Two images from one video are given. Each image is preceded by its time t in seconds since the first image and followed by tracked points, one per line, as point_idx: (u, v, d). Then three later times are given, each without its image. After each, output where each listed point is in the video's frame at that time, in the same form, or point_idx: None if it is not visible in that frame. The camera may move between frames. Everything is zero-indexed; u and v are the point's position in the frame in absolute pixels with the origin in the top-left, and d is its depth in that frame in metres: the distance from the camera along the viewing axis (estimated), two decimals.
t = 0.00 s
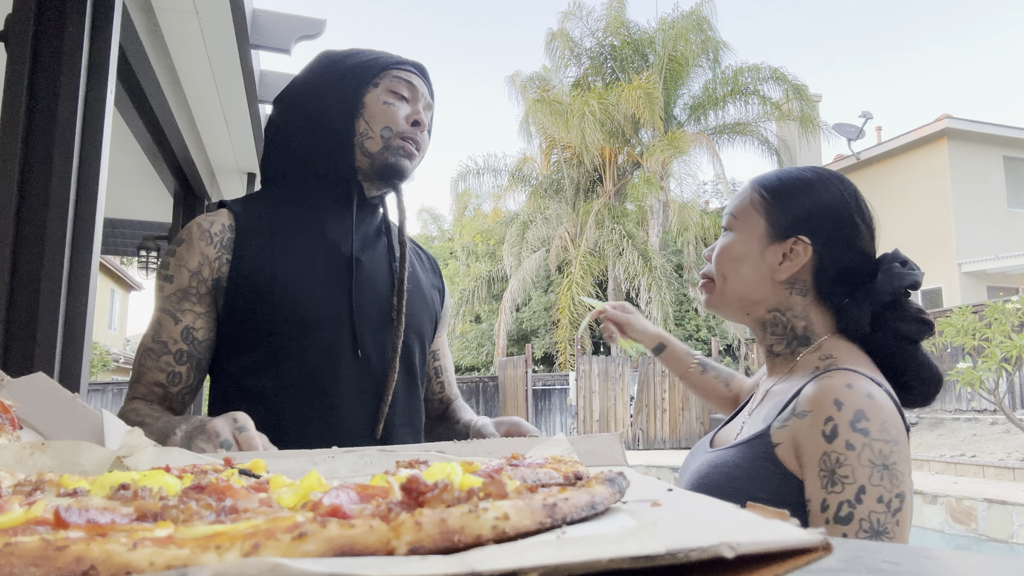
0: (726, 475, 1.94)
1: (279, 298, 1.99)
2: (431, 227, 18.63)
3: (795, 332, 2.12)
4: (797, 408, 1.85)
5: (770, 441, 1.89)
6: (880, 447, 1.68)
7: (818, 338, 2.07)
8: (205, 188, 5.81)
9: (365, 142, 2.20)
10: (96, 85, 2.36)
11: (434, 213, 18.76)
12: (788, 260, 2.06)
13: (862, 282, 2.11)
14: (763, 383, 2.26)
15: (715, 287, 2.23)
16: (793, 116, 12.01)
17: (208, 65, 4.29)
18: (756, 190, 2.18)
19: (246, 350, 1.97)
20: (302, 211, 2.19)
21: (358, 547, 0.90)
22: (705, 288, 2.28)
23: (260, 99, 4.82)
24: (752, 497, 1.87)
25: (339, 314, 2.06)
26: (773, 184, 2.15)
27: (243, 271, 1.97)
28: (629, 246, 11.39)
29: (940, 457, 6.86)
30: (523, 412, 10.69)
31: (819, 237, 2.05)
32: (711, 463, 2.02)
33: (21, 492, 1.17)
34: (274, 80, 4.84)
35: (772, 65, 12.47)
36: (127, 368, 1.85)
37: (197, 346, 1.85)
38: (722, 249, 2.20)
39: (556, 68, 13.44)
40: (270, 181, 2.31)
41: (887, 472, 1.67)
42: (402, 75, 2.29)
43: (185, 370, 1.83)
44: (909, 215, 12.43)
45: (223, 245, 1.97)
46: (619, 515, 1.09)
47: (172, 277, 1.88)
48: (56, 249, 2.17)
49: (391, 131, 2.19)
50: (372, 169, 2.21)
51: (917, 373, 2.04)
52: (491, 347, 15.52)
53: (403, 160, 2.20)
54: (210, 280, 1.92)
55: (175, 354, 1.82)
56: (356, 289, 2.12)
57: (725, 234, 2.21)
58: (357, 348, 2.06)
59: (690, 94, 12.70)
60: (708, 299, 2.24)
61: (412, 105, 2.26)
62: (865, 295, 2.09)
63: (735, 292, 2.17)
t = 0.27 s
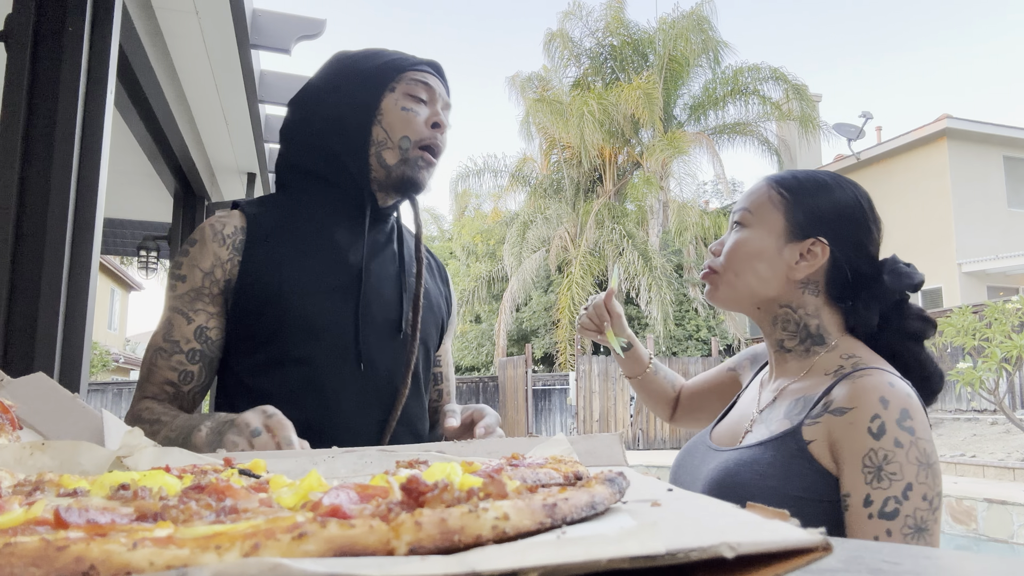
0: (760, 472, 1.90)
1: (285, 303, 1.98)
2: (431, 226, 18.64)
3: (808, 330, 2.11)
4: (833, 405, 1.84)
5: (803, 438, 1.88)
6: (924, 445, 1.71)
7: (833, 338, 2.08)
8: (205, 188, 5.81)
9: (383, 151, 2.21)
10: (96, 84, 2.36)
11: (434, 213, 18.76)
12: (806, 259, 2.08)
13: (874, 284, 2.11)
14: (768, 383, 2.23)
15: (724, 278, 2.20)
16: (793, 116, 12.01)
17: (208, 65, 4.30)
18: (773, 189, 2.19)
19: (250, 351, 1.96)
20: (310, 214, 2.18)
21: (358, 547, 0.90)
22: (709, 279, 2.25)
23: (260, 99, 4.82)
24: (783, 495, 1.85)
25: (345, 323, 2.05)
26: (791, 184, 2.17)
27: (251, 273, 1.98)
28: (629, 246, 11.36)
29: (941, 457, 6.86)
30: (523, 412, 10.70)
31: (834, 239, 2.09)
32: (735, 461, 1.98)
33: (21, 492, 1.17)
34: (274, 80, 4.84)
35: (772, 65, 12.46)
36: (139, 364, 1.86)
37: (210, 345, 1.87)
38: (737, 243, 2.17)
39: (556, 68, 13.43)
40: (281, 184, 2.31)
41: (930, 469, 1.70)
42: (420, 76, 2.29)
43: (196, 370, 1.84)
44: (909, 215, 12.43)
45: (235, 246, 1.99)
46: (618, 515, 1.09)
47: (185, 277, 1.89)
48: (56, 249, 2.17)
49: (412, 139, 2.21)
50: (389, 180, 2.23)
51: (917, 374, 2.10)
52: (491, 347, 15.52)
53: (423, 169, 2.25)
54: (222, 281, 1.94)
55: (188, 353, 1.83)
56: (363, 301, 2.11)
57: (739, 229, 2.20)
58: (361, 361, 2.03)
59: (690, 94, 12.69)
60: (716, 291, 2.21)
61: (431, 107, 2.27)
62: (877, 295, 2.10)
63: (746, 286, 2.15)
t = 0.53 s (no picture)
0: (788, 473, 1.86)
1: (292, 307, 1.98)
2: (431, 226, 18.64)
3: (827, 333, 2.09)
4: (863, 407, 1.84)
5: (831, 440, 1.87)
6: (959, 448, 1.72)
7: (853, 341, 2.07)
8: (205, 188, 5.81)
9: (392, 175, 2.20)
10: (96, 84, 2.36)
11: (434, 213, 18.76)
12: (819, 261, 2.09)
13: (883, 285, 2.13)
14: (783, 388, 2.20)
15: (742, 289, 2.17)
16: (793, 116, 12.01)
17: (208, 65, 4.29)
18: (780, 194, 2.21)
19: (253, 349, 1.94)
20: (321, 211, 2.16)
21: (358, 547, 0.90)
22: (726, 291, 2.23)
23: (260, 100, 4.83)
24: (814, 495, 1.82)
25: (350, 334, 2.07)
26: (798, 189, 2.20)
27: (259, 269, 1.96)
28: (630, 246, 11.36)
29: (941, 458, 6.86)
30: (523, 412, 10.72)
31: (846, 241, 2.10)
32: (760, 457, 1.94)
33: (21, 492, 1.17)
34: (274, 79, 4.85)
35: (772, 65, 12.46)
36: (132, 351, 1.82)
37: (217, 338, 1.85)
38: (751, 249, 2.16)
39: (556, 68, 13.43)
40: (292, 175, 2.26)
41: (966, 471, 1.71)
42: (446, 108, 2.22)
43: (203, 361, 1.83)
44: (909, 215, 12.43)
45: (246, 239, 1.97)
46: (618, 515, 1.09)
47: (195, 267, 1.86)
48: (57, 248, 2.17)
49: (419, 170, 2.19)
50: (397, 200, 2.23)
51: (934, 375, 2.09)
52: (491, 347, 15.53)
53: (427, 198, 2.24)
54: (232, 274, 1.92)
55: (196, 343, 1.81)
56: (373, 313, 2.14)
57: (750, 235, 2.21)
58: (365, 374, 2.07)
59: (690, 94, 12.69)
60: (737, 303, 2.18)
61: (448, 140, 2.22)
62: (884, 295, 2.11)
63: (765, 294, 2.13)
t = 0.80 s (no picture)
0: (808, 478, 1.88)
1: (278, 301, 1.97)
2: (432, 226, 18.64)
3: (859, 338, 2.11)
4: (890, 413, 1.85)
5: (856, 446, 1.88)
6: (973, 463, 1.72)
7: (883, 349, 2.08)
8: (205, 189, 5.81)
9: (345, 172, 2.27)
10: (96, 85, 2.36)
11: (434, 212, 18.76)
12: (851, 262, 2.11)
13: (910, 280, 2.18)
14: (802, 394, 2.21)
15: (775, 300, 2.16)
16: (793, 116, 12.01)
17: (207, 65, 4.29)
18: (801, 199, 2.22)
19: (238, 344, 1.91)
20: (300, 204, 2.17)
21: (358, 547, 0.90)
22: (758, 304, 2.21)
23: (260, 99, 4.83)
24: (837, 498, 1.83)
25: (336, 328, 2.11)
26: (817, 191, 2.21)
27: (243, 263, 1.94)
28: (630, 246, 11.36)
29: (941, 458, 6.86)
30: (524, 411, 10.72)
31: (874, 239, 2.13)
32: (786, 462, 1.96)
33: (21, 492, 1.17)
34: (274, 80, 4.85)
35: (772, 65, 12.45)
36: (109, 348, 1.73)
37: (208, 327, 1.82)
38: (781, 257, 2.16)
39: (556, 68, 13.43)
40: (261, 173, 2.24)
41: (973, 486, 1.71)
42: (409, 109, 2.25)
43: (197, 352, 1.79)
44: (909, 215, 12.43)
45: (230, 227, 1.95)
46: (618, 515, 1.09)
47: (181, 254, 1.83)
48: (57, 249, 2.17)
49: (365, 167, 2.24)
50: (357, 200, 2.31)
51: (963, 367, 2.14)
52: (491, 347, 15.53)
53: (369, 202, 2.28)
54: (220, 263, 1.91)
55: (190, 332, 1.77)
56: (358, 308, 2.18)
57: (776, 244, 2.20)
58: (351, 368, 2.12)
59: (690, 94, 12.69)
60: (772, 316, 2.16)
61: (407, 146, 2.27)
62: (913, 291, 2.16)
63: (800, 302, 2.12)
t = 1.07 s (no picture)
0: (818, 480, 1.87)
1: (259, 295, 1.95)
2: (432, 226, 18.68)
3: (862, 336, 2.12)
4: (893, 411, 1.86)
5: (860, 445, 1.89)
6: (975, 459, 1.74)
7: (888, 347, 2.09)
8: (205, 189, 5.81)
9: (364, 170, 2.26)
10: (96, 85, 2.37)
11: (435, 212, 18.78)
12: (858, 259, 2.12)
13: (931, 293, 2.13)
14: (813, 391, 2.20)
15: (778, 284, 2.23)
16: (793, 116, 12.01)
17: (207, 66, 4.30)
18: (828, 191, 2.24)
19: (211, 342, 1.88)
20: (275, 195, 2.12)
21: (358, 547, 0.90)
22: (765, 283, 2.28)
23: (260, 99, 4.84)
24: (847, 501, 1.83)
25: (322, 319, 2.09)
26: (848, 188, 2.21)
27: (219, 258, 1.88)
28: (630, 246, 11.36)
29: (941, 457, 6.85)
30: (523, 411, 10.72)
31: (887, 240, 2.12)
32: (791, 465, 1.94)
33: (21, 492, 1.17)
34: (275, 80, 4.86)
35: (772, 65, 12.45)
36: (71, 355, 1.67)
37: (175, 329, 1.76)
38: (793, 242, 2.21)
39: (556, 68, 13.43)
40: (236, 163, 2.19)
41: (976, 482, 1.72)
42: (420, 100, 2.30)
43: (163, 356, 1.73)
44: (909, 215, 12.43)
45: (202, 222, 1.89)
46: (619, 515, 1.09)
47: (146, 252, 1.77)
48: (58, 248, 2.18)
49: (396, 168, 2.26)
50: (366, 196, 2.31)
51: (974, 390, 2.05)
52: (491, 347, 15.54)
53: (396, 197, 2.33)
54: (189, 261, 1.84)
55: (154, 336, 1.71)
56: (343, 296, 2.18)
57: (793, 229, 2.25)
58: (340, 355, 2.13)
59: (690, 94, 12.69)
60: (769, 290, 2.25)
61: (421, 137, 2.31)
62: (927, 306, 2.11)
63: (798, 287, 2.18)
